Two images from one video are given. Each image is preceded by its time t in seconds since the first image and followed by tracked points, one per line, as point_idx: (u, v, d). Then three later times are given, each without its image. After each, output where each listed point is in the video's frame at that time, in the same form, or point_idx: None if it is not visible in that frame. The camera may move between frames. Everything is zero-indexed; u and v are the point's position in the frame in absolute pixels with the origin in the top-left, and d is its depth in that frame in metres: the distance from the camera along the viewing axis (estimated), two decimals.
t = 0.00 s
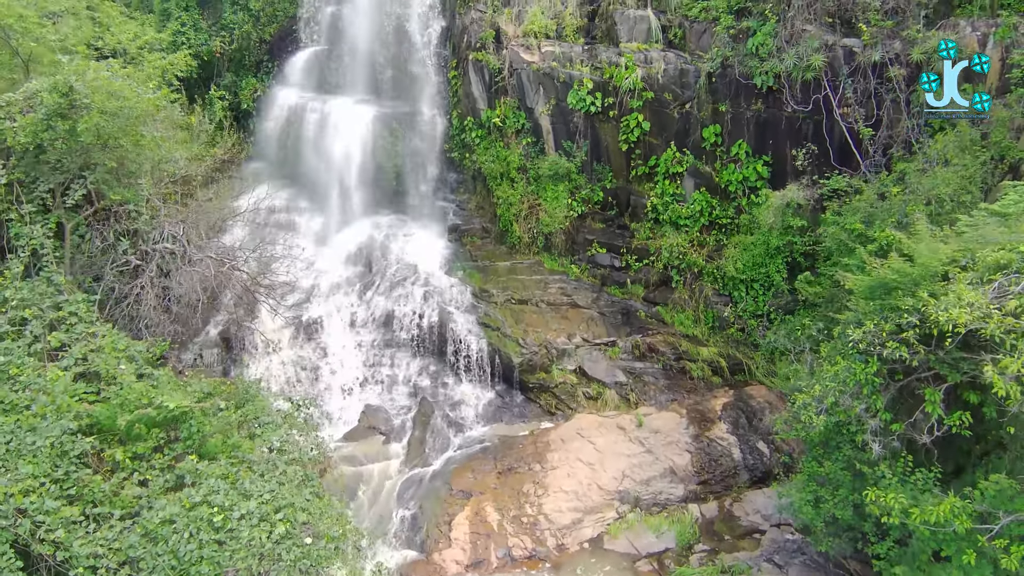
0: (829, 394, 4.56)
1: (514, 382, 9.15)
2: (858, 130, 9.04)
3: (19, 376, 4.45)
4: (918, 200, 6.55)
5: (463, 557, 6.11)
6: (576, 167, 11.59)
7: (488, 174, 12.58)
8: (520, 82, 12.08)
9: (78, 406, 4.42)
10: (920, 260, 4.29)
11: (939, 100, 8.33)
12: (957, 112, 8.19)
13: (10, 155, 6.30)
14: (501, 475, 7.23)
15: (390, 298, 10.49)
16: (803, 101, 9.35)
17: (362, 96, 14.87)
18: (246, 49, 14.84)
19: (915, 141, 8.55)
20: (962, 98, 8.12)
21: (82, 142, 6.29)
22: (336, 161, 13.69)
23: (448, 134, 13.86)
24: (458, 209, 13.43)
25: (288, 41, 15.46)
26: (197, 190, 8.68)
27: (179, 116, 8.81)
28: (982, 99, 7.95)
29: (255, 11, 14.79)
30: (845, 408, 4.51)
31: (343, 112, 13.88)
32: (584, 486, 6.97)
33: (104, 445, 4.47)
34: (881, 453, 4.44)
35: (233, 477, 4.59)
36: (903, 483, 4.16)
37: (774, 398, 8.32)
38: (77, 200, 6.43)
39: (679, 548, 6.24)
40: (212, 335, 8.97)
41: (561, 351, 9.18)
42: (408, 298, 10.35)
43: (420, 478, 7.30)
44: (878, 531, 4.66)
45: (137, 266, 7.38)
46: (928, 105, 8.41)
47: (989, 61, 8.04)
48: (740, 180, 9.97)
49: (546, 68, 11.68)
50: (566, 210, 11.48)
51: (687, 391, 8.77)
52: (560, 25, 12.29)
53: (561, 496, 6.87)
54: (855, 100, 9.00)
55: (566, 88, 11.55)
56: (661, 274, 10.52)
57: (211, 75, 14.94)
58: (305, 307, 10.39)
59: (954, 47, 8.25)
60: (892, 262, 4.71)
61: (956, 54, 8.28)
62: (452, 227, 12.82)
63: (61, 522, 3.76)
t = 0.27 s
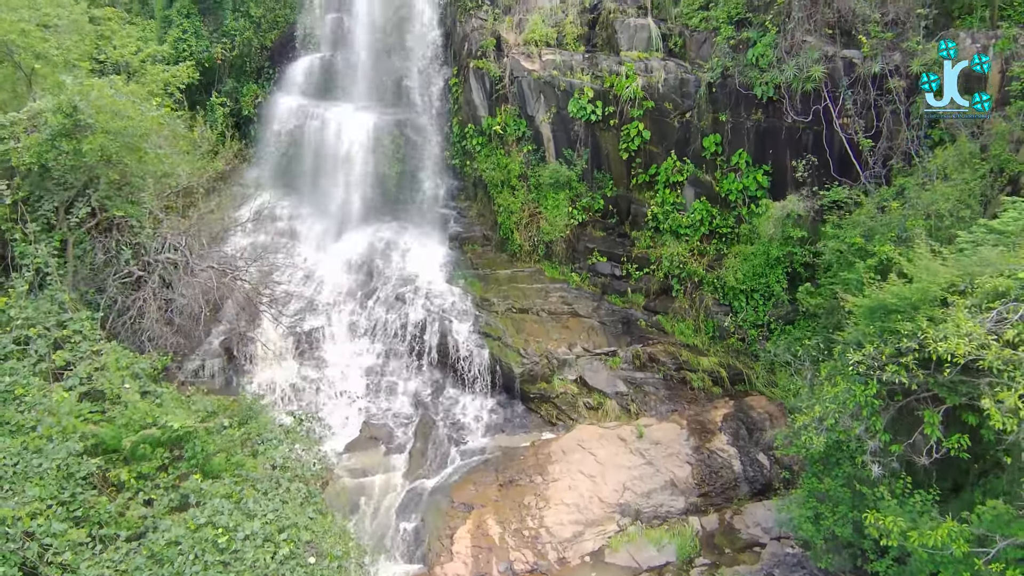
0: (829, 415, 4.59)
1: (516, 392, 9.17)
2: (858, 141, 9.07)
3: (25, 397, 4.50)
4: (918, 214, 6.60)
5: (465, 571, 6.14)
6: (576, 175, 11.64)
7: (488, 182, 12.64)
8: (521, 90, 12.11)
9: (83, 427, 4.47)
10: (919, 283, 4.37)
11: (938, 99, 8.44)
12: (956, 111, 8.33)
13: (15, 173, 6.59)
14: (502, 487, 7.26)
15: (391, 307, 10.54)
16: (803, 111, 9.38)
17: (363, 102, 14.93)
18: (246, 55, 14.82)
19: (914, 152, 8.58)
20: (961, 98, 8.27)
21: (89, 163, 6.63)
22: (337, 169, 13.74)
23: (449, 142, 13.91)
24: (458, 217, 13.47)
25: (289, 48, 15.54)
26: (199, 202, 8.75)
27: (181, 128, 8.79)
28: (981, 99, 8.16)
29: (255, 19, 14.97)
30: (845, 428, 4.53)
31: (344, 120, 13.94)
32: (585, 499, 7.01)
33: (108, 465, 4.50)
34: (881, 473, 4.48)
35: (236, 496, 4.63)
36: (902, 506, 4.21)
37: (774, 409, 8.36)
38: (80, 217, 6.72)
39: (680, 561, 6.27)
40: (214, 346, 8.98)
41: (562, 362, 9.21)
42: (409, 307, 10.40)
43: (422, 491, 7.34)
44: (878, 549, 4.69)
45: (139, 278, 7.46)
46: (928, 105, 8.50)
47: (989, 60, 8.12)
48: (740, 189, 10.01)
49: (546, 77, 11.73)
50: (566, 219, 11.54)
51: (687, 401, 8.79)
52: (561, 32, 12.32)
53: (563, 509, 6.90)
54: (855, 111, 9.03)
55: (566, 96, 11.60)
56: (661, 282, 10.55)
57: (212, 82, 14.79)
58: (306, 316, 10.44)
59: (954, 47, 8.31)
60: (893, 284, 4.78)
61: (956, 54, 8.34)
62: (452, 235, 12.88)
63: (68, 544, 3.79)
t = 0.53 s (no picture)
0: (829, 439, 4.63)
1: (517, 404, 9.19)
2: (858, 154, 9.11)
3: (32, 419, 4.66)
4: (918, 230, 6.64)
5: None
6: (577, 185, 11.68)
7: (490, 191, 12.68)
8: (521, 99, 12.15)
9: (90, 450, 4.55)
10: (921, 309, 4.42)
11: (939, 100, 8.50)
12: (957, 111, 8.42)
13: (20, 196, 6.76)
14: (505, 501, 7.29)
15: (393, 317, 10.58)
16: (803, 123, 9.41)
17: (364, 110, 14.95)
18: (247, 63, 14.88)
19: (914, 166, 8.66)
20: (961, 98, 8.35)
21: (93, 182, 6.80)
22: (338, 176, 13.77)
23: (450, 150, 13.95)
24: (460, 225, 13.51)
25: (291, 55, 15.60)
26: (200, 214, 8.79)
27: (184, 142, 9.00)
28: (982, 100, 8.22)
29: (257, 26, 14.79)
30: (845, 451, 4.56)
31: (346, 128, 13.99)
32: (587, 513, 7.04)
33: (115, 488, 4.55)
34: (881, 496, 4.50)
35: (241, 518, 4.67)
36: (902, 532, 4.28)
37: (774, 421, 8.41)
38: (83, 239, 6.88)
39: None
40: (216, 356, 9.08)
41: (564, 373, 9.24)
42: (412, 318, 10.44)
43: (423, 504, 7.38)
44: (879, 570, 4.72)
45: (144, 291, 7.58)
46: (928, 105, 8.57)
47: (989, 61, 8.15)
48: (740, 200, 10.05)
49: (547, 87, 11.77)
50: (567, 228, 11.57)
51: (688, 413, 8.82)
52: (562, 41, 12.37)
53: (565, 523, 6.94)
54: (855, 124, 9.06)
55: (567, 105, 11.63)
56: (662, 292, 10.57)
57: (213, 90, 14.92)
58: (309, 327, 10.49)
59: (954, 47, 8.40)
60: (895, 308, 4.80)
61: (956, 54, 8.42)
62: (453, 244, 12.95)
63: (77, 568, 3.82)
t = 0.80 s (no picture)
0: (831, 461, 4.66)
1: (519, 414, 9.21)
2: (859, 166, 9.15)
3: (39, 439, 4.85)
4: (917, 244, 6.70)
5: None
6: (579, 193, 11.73)
7: (491, 198, 12.71)
8: (523, 107, 12.25)
9: (96, 470, 4.66)
10: (922, 332, 4.44)
11: (939, 100, 8.56)
12: (956, 111, 8.50)
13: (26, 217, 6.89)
14: (507, 513, 7.32)
15: (395, 327, 10.63)
16: (804, 134, 9.42)
17: (365, 116, 15.03)
18: (248, 69, 14.97)
19: (915, 178, 8.67)
20: (961, 97, 8.43)
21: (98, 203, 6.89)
22: (338, 183, 13.83)
23: (452, 157, 13.98)
24: (461, 233, 13.54)
25: (292, 62, 15.76)
26: (201, 225, 8.87)
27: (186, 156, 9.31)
28: (982, 100, 8.29)
29: (259, 33, 15.06)
30: (846, 473, 4.59)
31: (348, 136, 14.05)
32: (589, 526, 7.06)
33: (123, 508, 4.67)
34: (882, 517, 4.53)
35: (247, 537, 4.70)
36: (903, 553, 4.34)
37: (775, 432, 8.47)
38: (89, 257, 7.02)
39: None
40: (218, 366, 9.10)
41: (566, 383, 9.27)
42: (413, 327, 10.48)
43: (426, 517, 7.42)
44: None
45: (146, 302, 7.69)
46: (928, 105, 8.62)
47: (989, 61, 8.25)
48: (741, 210, 10.10)
49: (549, 95, 11.81)
50: (568, 237, 11.56)
51: (689, 424, 8.84)
52: (563, 50, 12.40)
53: (567, 535, 6.96)
54: (856, 135, 9.10)
55: (569, 114, 11.69)
56: (663, 302, 10.59)
57: (215, 96, 14.77)
58: (310, 335, 10.54)
59: (954, 47, 8.52)
60: (897, 329, 4.82)
61: (956, 54, 8.54)
62: (454, 252, 13.00)
63: None
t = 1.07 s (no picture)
0: (831, 483, 4.72)
1: (521, 425, 9.24)
2: (859, 178, 9.15)
3: (46, 460, 5.18)
4: (916, 259, 6.74)
5: None
6: (580, 202, 11.79)
7: (493, 206, 12.74)
8: (524, 116, 12.28)
9: (104, 492, 4.97)
10: (921, 355, 4.50)
11: (939, 99, 8.61)
12: (956, 111, 8.53)
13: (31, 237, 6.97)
14: (508, 526, 7.34)
15: (397, 336, 10.67)
16: (805, 145, 9.47)
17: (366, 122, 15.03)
18: (250, 76, 14.97)
19: (915, 191, 8.70)
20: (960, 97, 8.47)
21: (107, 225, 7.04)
22: (340, 191, 13.89)
23: (453, 164, 14.02)
24: (463, 240, 13.57)
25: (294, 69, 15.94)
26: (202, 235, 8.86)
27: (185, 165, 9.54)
28: (982, 99, 8.34)
29: (261, 39, 15.05)
30: (846, 495, 4.63)
31: (350, 143, 14.10)
32: (591, 539, 7.09)
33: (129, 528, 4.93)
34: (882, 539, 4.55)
35: (252, 557, 4.88)
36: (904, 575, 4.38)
37: (776, 443, 8.49)
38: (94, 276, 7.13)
39: None
40: (222, 377, 9.05)
41: (567, 394, 9.30)
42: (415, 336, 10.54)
43: (428, 529, 7.45)
44: None
45: (149, 314, 7.69)
46: (928, 105, 8.65)
47: (989, 61, 8.29)
48: (742, 219, 10.15)
49: (550, 104, 11.86)
50: (570, 245, 11.58)
51: (690, 435, 8.87)
52: (564, 58, 12.45)
53: (568, 548, 7.00)
54: (856, 147, 9.12)
55: (569, 123, 11.76)
56: (664, 311, 10.62)
57: (217, 103, 14.97)
58: (313, 344, 10.57)
59: (954, 48, 8.58)
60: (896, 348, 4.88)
61: (956, 54, 8.60)
62: (456, 260, 13.00)
63: None
